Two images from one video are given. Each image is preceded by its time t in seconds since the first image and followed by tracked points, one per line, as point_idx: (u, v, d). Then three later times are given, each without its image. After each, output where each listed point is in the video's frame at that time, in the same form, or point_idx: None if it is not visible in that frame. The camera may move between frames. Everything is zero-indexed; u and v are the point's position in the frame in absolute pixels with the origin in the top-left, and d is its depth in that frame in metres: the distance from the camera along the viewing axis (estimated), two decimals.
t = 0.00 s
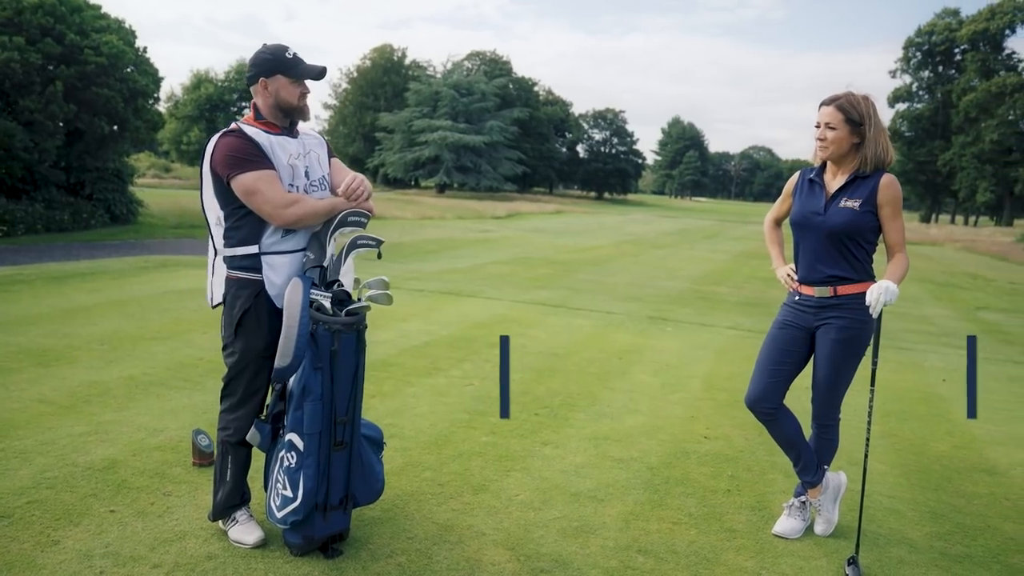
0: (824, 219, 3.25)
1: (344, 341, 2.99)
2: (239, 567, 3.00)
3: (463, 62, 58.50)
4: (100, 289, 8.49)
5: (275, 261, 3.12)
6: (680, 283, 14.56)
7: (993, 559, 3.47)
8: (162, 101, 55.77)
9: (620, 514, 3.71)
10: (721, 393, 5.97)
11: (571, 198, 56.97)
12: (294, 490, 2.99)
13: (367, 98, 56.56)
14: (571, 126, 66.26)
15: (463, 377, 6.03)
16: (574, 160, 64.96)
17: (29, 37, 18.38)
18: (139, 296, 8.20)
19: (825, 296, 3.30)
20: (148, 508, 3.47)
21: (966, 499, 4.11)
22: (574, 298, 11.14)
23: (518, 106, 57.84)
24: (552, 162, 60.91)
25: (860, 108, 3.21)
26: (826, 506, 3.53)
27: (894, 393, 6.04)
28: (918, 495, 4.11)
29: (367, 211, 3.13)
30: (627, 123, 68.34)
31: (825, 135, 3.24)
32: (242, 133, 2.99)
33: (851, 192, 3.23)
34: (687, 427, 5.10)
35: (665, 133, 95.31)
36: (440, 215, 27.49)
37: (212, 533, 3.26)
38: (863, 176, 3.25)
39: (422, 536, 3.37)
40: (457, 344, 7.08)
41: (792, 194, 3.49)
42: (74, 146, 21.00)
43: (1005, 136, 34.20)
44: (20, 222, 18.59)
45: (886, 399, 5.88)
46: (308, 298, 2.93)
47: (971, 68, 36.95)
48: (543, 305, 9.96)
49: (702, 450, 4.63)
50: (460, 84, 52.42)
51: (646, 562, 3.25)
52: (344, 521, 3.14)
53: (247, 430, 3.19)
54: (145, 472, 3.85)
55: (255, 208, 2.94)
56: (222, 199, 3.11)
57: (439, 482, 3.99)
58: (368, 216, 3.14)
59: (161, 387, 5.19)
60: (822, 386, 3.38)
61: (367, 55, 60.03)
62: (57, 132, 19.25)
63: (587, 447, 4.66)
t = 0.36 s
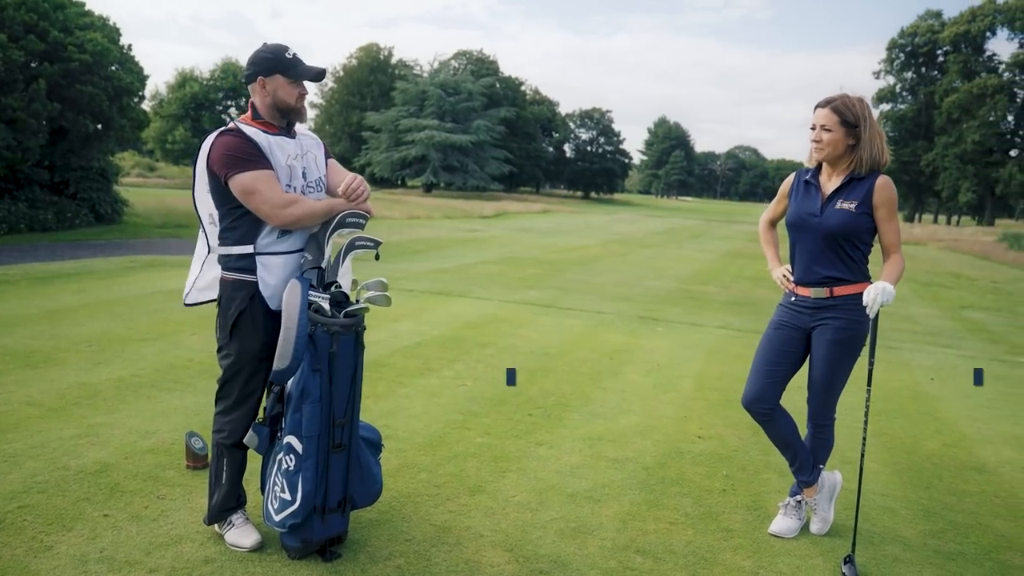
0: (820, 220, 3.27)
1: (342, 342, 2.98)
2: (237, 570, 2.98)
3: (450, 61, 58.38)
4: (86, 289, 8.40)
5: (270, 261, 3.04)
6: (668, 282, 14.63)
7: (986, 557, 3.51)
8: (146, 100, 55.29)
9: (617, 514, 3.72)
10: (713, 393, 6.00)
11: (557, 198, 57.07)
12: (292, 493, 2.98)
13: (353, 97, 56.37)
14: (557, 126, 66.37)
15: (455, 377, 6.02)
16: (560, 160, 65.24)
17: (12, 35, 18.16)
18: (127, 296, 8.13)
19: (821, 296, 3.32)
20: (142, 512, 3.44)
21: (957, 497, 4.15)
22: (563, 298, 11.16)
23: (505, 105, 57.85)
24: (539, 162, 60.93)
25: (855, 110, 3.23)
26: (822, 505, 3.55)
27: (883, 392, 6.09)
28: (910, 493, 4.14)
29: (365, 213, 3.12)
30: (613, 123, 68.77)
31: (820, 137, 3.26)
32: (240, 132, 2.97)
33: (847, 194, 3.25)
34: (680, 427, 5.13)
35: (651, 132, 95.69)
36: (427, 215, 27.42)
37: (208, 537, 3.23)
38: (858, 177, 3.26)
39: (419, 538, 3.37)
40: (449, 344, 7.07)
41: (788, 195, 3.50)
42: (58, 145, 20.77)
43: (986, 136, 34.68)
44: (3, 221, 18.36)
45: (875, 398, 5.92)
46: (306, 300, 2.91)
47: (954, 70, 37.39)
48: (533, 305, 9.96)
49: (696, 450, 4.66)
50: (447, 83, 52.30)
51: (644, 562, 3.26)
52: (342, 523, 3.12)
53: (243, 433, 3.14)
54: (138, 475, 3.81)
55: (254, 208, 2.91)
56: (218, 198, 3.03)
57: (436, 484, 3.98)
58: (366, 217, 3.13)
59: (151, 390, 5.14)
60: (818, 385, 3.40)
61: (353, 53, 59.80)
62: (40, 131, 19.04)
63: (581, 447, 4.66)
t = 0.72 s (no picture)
0: (815, 222, 3.30)
1: (338, 345, 2.96)
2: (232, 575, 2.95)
3: (429, 61, 58.22)
4: (63, 290, 8.25)
5: (263, 263, 2.98)
6: (649, 282, 14.72)
7: (972, 553, 3.57)
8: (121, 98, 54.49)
9: (610, 514, 3.73)
10: (699, 394, 6.03)
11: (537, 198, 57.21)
12: (288, 497, 2.95)
13: (331, 96, 56.00)
14: (537, 126, 66.48)
15: (443, 379, 6.00)
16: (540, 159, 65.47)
17: None
18: (106, 297, 8.00)
19: (813, 297, 3.36)
20: (132, 517, 3.39)
21: (943, 494, 4.21)
22: (546, 298, 11.18)
23: (485, 105, 57.85)
24: (518, 162, 60.93)
25: (850, 114, 3.27)
26: (813, 504, 3.59)
27: (866, 391, 6.17)
28: (897, 491, 4.20)
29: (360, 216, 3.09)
30: (592, 123, 69.19)
31: (816, 141, 3.31)
32: (234, 132, 2.93)
33: (841, 196, 3.28)
34: (669, 427, 5.16)
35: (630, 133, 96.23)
36: (407, 215, 27.31)
37: (200, 543, 3.19)
38: (852, 181, 3.30)
39: (414, 541, 3.35)
40: (436, 345, 7.04)
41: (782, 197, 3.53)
42: (32, 143, 20.41)
43: (958, 138, 35.72)
44: None
45: (859, 397, 5.99)
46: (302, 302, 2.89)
47: (927, 73, 38.05)
48: (518, 305, 9.96)
49: (686, 450, 4.69)
50: (427, 83, 52.14)
51: (640, 562, 3.27)
52: (337, 527, 3.10)
53: (236, 436, 3.10)
54: (126, 480, 3.76)
55: (249, 210, 2.87)
56: (212, 198, 2.98)
57: (428, 486, 3.96)
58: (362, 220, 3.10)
59: (135, 393, 5.06)
60: (811, 384, 3.44)
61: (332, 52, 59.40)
62: (14, 128, 18.69)
63: (571, 448, 4.67)
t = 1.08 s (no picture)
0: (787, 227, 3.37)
1: (316, 353, 2.91)
2: None
3: (385, 61, 57.76)
4: (11, 296, 7.96)
5: (236, 271, 2.91)
6: (609, 283, 14.85)
7: (936, 546, 3.69)
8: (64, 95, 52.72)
9: (586, 518, 3.75)
10: (665, 395, 6.11)
11: (493, 199, 57.26)
12: (266, 509, 2.89)
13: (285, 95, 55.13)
14: (493, 127, 66.50)
15: (411, 383, 5.96)
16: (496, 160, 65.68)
17: None
18: (58, 303, 7.74)
19: (786, 300, 3.43)
20: (99, 533, 3.28)
21: (905, 489, 4.34)
22: (508, 300, 11.19)
23: (441, 106, 57.68)
24: (474, 163, 60.84)
25: (816, 124, 3.36)
26: (784, 503, 3.67)
27: (825, 390, 6.33)
28: (862, 487, 4.32)
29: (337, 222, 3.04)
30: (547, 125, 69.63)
31: (782, 149, 3.39)
32: (208, 137, 2.87)
33: (813, 202, 3.36)
34: (638, 429, 5.21)
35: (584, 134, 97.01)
36: (364, 216, 27.04)
37: (173, 558, 3.11)
38: (822, 187, 3.38)
39: (393, 550, 3.32)
40: (402, 349, 6.99)
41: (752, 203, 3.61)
42: None
43: (903, 142, 37.15)
44: None
45: (819, 396, 6.14)
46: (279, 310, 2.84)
47: (872, 78, 39.29)
48: (481, 308, 9.95)
49: (656, 451, 4.75)
50: (382, 83, 51.73)
51: (618, 565, 3.30)
52: (316, 538, 3.05)
53: (209, 447, 3.03)
54: (90, 494, 3.64)
55: (224, 216, 2.81)
56: (184, 204, 2.90)
57: (403, 493, 3.93)
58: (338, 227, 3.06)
59: (95, 403, 4.91)
60: (782, 386, 3.52)
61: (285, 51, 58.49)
62: None
63: (543, 451, 4.68)
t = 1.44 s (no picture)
0: (762, 230, 3.43)
1: (293, 364, 2.84)
2: None
3: (336, 62, 57.03)
4: None
5: (209, 280, 2.82)
6: (567, 284, 14.93)
7: (903, 539, 3.79)
8: None
9: (564, 522, 3.75)
10: (632, 396, 6.16)
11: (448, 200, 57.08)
12: (244, 525, 2.81)
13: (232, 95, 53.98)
14: (447, 128, 66.35)
15: (378, 389, 5.88)
16: (449, 161, 65.54)
17: None
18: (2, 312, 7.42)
19: (758, 302, 3.47)
20: (62, 555, 3.15)
21: (870, 484, 4.46)
22: (469, 302, 11.16)
23: (394, 107, 57.26)
24: (428, 164, 60.57)
25: (793, 126, 3.45)
26: (758, 501, 3.73)
27: (786, 388, 6.46)
28: (829, 483, 4.42)
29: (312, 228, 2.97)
30: (500, 126, 69.81)
31: (759, 147, 3.48)
32: (179, 142, 2.78)
33: (787, 206, 3.43)
34: (609, 431, 5.24)
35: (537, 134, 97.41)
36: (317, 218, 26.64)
37: None
38: (796, 191, 3.45)
39: (371, 561, 3.27)
40: (366, 354, 6.90)
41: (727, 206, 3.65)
42: None
43: (847, 142, 38.00)
44: None
45: (782, 394, 6.26)
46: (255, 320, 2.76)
47: (818, 80, 40.39)
48: (443, 311, 9.88)
49: (629, 453, 4.78)
50: (334, 83, 51.09)
51: (599, 569, 3.31)
52: (294, 552, 2.98)
53: (180, 463, 2.91)
54: (50, 514, 3.49)
55: (196, 224, 2.71)
56: (154, 211, 2.80)
57: (377, 502, 3.87)
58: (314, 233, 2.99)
59: (49, 417, 4.72)
60: (755, 387, 3.57)
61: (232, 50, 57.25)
62: None
63: (516, 456, 4.67)
